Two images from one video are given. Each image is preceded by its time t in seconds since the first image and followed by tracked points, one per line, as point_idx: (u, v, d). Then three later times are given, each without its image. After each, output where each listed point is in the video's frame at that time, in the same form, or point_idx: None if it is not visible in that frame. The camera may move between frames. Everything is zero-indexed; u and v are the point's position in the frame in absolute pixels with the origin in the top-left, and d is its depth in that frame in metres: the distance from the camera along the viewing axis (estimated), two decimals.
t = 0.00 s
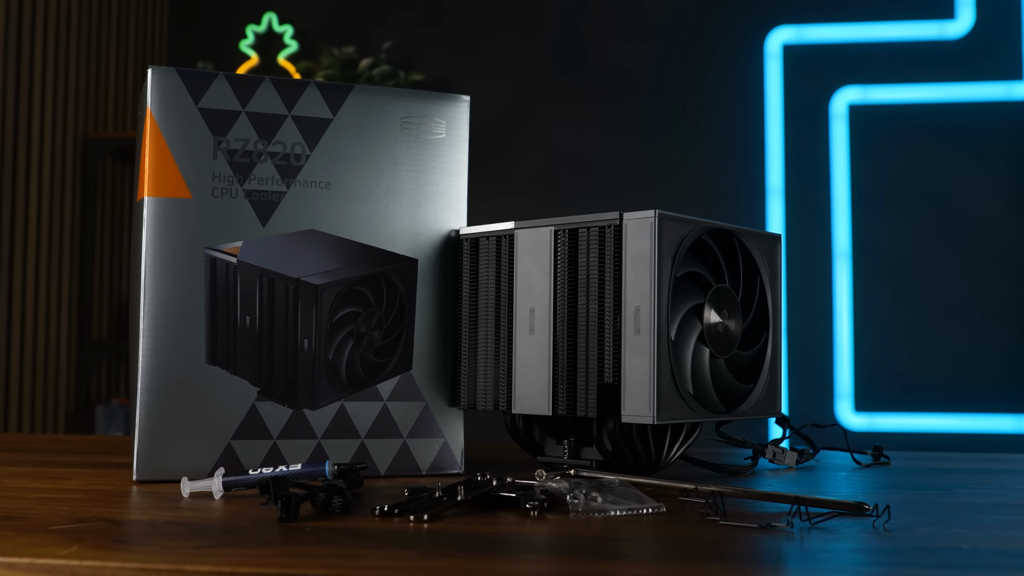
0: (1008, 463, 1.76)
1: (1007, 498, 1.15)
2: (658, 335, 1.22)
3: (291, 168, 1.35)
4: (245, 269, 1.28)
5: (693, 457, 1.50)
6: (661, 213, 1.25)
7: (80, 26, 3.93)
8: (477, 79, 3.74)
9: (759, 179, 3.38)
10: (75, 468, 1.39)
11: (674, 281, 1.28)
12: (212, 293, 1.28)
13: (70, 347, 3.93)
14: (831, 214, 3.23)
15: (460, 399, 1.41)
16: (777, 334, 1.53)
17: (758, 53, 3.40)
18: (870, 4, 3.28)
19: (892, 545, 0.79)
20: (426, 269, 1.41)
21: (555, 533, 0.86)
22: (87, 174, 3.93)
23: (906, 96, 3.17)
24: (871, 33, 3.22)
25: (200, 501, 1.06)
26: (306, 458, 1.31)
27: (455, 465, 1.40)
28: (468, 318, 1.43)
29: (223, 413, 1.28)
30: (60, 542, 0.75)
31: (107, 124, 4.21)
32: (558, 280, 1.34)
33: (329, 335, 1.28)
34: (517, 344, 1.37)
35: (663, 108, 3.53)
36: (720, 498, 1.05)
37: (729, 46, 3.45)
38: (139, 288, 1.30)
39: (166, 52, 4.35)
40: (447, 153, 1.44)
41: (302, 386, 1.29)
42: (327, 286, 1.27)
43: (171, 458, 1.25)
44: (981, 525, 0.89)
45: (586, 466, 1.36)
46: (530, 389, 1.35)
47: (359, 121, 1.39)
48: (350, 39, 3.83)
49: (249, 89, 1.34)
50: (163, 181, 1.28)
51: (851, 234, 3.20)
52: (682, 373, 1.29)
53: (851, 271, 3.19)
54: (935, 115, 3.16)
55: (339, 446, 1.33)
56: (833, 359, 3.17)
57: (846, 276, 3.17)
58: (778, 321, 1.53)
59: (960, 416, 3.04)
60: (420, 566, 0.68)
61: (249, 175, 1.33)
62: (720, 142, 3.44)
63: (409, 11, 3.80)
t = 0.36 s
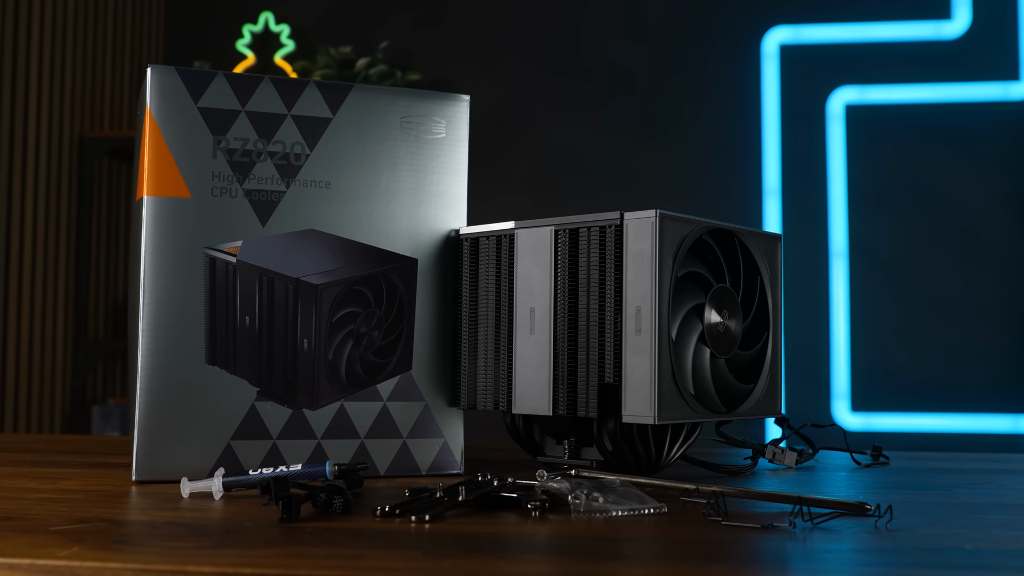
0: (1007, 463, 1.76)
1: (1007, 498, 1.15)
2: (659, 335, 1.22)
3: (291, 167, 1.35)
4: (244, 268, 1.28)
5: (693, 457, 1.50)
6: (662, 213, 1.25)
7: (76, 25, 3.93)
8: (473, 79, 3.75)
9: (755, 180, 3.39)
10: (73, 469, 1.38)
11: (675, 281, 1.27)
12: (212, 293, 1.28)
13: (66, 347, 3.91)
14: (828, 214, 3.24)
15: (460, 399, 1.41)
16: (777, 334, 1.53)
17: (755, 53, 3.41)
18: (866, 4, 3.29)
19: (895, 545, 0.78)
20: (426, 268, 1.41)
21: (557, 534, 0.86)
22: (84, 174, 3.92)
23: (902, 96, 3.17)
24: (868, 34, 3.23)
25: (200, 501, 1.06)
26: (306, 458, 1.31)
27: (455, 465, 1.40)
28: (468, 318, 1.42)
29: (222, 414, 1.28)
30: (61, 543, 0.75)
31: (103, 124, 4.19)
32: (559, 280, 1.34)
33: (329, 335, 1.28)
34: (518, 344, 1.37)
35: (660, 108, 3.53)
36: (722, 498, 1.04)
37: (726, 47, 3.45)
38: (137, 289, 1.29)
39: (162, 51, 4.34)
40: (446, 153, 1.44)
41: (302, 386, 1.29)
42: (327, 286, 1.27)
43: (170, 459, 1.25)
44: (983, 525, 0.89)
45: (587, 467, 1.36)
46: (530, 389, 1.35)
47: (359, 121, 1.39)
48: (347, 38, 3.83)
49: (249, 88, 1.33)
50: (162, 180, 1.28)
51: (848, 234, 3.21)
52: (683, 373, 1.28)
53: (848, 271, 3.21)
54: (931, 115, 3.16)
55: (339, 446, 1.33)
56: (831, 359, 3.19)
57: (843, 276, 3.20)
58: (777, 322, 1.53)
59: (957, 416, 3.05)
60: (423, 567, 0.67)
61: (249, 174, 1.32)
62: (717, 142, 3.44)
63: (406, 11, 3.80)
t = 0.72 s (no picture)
0: (1006, 463, 1.76)
1: (1008, 498, 1.15)
2: (660, 335, 1.22)
3: (291, 166, 1.34)
4: (244, 268, 1.27)
5: (693, 457, 1.50)
6: (663, 213, 1.25)
7: (72, 24, 3.91)
8: (470, 79, 3.74)
9: (751, 179, 3.40)
10: (71, 470, 1.37)
11: (676, 281, 1.27)
12: (211, 292, 1.28)
13: (62, 346, 3.91)
14: (824, 214, 3.25)
15: (460, 399, 1.41)
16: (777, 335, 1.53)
17: (752, 53, 3.42)
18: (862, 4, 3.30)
19: (898, 545, 0.79)
20: (426, 268, 1.41)
21: (559, 534, 0.85)
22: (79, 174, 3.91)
23: (899, 97, 3.17)
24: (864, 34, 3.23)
25: (200, 501, 1.05)
26: (306, 459, 1.31)
27: (455, 466, 1.40)
28: (468, 318, 1.42)
29: (220, 413, 1.27)
30: (62, 544, 0.75)
31: (99, 123, 4.18)
32: (560, 280, 1.33)
33: (329, 334, 1.28)
34: (518, 344, 1.37)
35: (658, 107, 3.53)
36: (724, 499, 1.04)
37: (723, 47, 3.46)
38: (136, 288, 1.29)
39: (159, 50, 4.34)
40: (446, 153, 1.43)
41: (301, 386, 1.29)
42: (326, 285, 1.26)
43: (170, 459, 1.25)
44: (985, 525, 0.90)
45: (587, 467, 1.36)
46: (530, 389, 1.35)
47: (359, 120, 1.38)
48: (344, 38, 3.83)
49: (248, 88, 1.33)
50: (161, 180, 1.27)
51: (845, 233, 3.22)
52: (684, 373, 1.28)
53: (845, 270, 3.23)
54: (928, 115, 3.17)
55: (339, 446, 1.32)
56: (827, 359, 3.22)
57: (839, 275, 3.20)
58: (778, 322, 1.53)
59: (954, 416, 3.05)
60: (426, 568, 0.67)
61: (248, 174, 1.32)
62: (714, 141, 3.45)
63: (403, 11, 3.79)
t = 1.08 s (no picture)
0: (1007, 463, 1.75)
1: (1009, 498, 1.15)
2: (661, 334, 1.22)
3: (290, 166, 1.34)
4: (243, 268, 1.27)
5: (693, 456, 1.50)
6: (664, 213, 1.24)
7: (69, 23, 3.91)
8: (466, 77, 3.93)
9: (748, 179, 3.70)
10: (71, 470, 1.37)
11: (677, 281, 1.27)
12: (210, 292, 1.27)
13: (58, 346, 3.90)
14: (821, 215, 3.56)
15: (460, 399, 1.41)
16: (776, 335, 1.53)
17: (749, 53, 3.71)
18: (857, 6, 3.60)
19: (901, 546, 0.78)
20: (426, 268, 1.40)
21: (561, 535, 0.85)
22: (76, 173, 3.90)
23: (894, 96, 3.48)
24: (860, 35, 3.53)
25: (200, 501, 1.05)
26: (305, 459, 1.30)
27: (455, 466, 1.39)
28: (468, 317, 1.42)
29: (219, 414, 1.27)
30: (63, 544, 0.74)
31: (95, 123, 4.16)
32: (560, 280, 1.33)
33: (329, 334, 1.27)
34: (518, 344, 1.36)
35: (653, 107, 3.80)
36: (726, 498, 1.04)
37: (718, 46, 3.74)
38: (135, 288, 1.29)
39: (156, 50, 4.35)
40: (445, 152, 1.43)
41: (301, 386, 1.28)
42: (326, 285, 1.26)
43: (170, 460, 1.24)
44: (987, 525, 0.89)
45: (587, 467, 1.36)
46: (530, 389, 1.34)
47: (359, 120, 1.38)
48: (339, 37, 3.96)
49: (248, 87, 1.32)
50: (161, 179, 1.27)
51: (841, 234, 3.55)
52: (685, 373, 1.28)
53: (841, 270, 3.56)
54: (923, 114, 3.48)
55: (338, 446, 1.32)
56: (824, 358, 3.53)
57: (836, 276, 3.54)
58: (778, 322, 1.53)
59: (946, 416, 3.40)
60: (430, 568, 0.67)
61: (248, 173, 1.31)
62: (710, 142, 3.75)
63: (399, 11, 3.94)
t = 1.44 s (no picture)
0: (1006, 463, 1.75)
1: (1010, 498, 1.15)
2: (661, 334, 1.22)
3: (290, 165, 1.34)
4: (243, 267, 1.27)
5: (693, 456, 1.50)
6: (664, 212, 1.24)
7: (64, 23, 3.90)
8: (463, 77, 3.93)
9: (745, 179, 3.71)
10: (70, 470, 1.36)
11: (677, 281, 1.27)
12: (210, 291, 1.27)
13: (54, 346, 3.88)
14: (817, 214, 3.59)
15: (459, 399, 1.40)
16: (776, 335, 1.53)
17: (745, 52, 3.72)
18: (853, 6, 3.63)
19: (904, 546, 0.78)
20: (426, 267, 1.40)
21: (562, 535, 0.85)
22: (72, 173, 3.89)
23: (890, 96, 3.53)
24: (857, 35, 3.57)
25: (200, 502, 1.05)
26: (305, 459, 1.30)
27: (454, 466, 1.39)
28: (468, 317, 1.42)
29: (218, 415, 1.27)
30: (64, 544, 0.74)
31: (91, 122, 4.15)
32: (561, 279, 1.33)
33: (328, 335, 1.27)
34: (518, 344, 1.36)
35: (651, 107, 3.81)
36: (727, 498, 1.04)
37: (716, 47, 3.75)
38: (134, 288, 1.28)
39: (152, 50, 4.34)
40: (445, 151, 1.43)
41: (300, 386, 1.28)
42: (326, 284, 1.26)
43: (169, 460, 1.24)
44: (988, 525, 0.89)
45: (587, 467, 1.35)
46: (531, 388, 1.34)
47: (358, 118, 1.38)
48: (335, 36, 3.96)
49: (247, 86, 1.32)
50: (160, 179, 1.27)
51: (838, 234, 3.57)
52: (685, 373, 1.28)
53: (837, 270, 3.57)
54: (920, 114, 3.53)
55: (338, 446, 1.32)
56: (821, 359, 3.55)
57: (833, 275, 3.55)
58: (777, 320, 1.53)
59: (943, 416, 3.44)
60: (432, 569, 0.67)
61: (247, 172, 1.31)
62: (708, 141, 3.75)
63: (396, 10, 3.94)
